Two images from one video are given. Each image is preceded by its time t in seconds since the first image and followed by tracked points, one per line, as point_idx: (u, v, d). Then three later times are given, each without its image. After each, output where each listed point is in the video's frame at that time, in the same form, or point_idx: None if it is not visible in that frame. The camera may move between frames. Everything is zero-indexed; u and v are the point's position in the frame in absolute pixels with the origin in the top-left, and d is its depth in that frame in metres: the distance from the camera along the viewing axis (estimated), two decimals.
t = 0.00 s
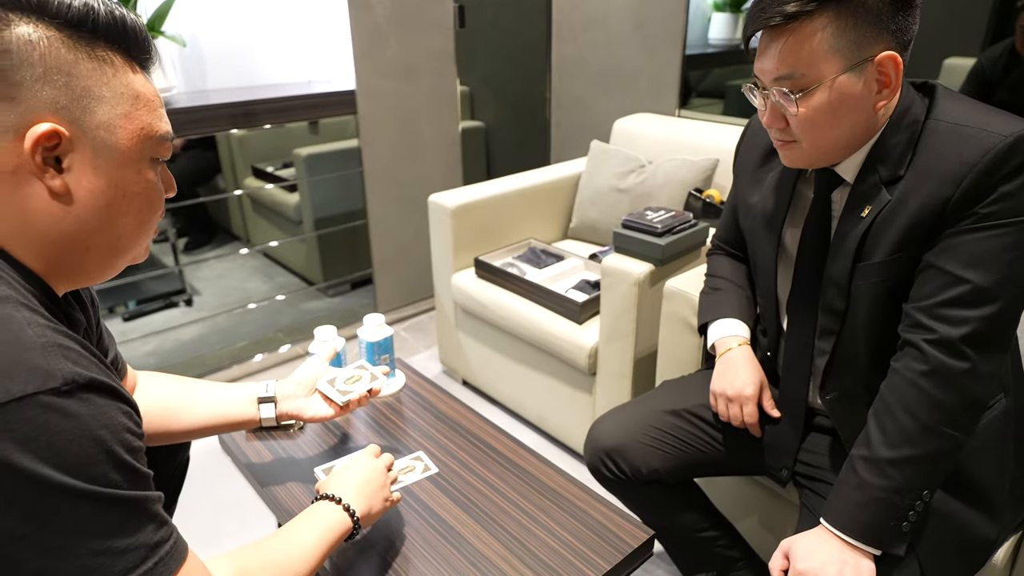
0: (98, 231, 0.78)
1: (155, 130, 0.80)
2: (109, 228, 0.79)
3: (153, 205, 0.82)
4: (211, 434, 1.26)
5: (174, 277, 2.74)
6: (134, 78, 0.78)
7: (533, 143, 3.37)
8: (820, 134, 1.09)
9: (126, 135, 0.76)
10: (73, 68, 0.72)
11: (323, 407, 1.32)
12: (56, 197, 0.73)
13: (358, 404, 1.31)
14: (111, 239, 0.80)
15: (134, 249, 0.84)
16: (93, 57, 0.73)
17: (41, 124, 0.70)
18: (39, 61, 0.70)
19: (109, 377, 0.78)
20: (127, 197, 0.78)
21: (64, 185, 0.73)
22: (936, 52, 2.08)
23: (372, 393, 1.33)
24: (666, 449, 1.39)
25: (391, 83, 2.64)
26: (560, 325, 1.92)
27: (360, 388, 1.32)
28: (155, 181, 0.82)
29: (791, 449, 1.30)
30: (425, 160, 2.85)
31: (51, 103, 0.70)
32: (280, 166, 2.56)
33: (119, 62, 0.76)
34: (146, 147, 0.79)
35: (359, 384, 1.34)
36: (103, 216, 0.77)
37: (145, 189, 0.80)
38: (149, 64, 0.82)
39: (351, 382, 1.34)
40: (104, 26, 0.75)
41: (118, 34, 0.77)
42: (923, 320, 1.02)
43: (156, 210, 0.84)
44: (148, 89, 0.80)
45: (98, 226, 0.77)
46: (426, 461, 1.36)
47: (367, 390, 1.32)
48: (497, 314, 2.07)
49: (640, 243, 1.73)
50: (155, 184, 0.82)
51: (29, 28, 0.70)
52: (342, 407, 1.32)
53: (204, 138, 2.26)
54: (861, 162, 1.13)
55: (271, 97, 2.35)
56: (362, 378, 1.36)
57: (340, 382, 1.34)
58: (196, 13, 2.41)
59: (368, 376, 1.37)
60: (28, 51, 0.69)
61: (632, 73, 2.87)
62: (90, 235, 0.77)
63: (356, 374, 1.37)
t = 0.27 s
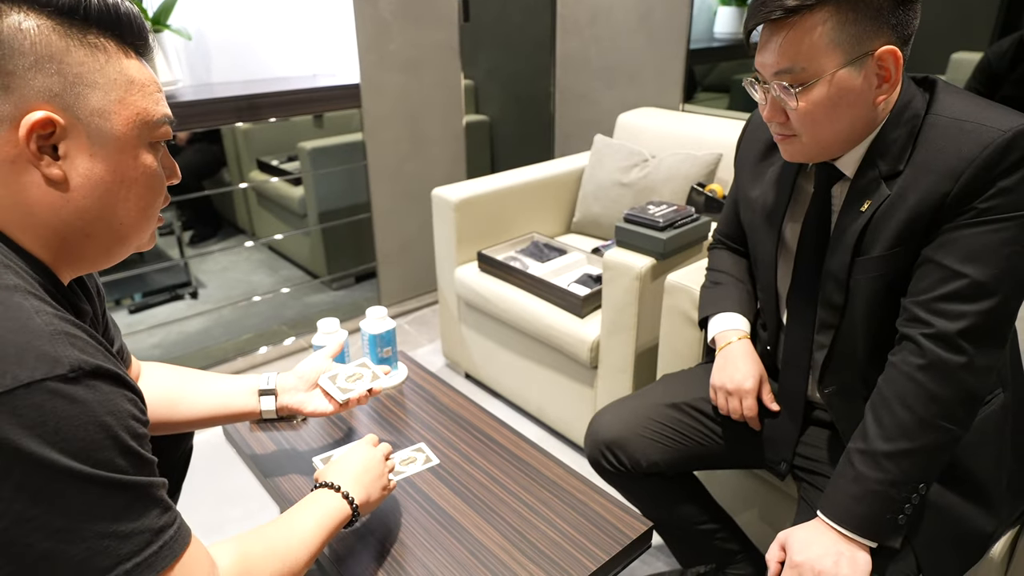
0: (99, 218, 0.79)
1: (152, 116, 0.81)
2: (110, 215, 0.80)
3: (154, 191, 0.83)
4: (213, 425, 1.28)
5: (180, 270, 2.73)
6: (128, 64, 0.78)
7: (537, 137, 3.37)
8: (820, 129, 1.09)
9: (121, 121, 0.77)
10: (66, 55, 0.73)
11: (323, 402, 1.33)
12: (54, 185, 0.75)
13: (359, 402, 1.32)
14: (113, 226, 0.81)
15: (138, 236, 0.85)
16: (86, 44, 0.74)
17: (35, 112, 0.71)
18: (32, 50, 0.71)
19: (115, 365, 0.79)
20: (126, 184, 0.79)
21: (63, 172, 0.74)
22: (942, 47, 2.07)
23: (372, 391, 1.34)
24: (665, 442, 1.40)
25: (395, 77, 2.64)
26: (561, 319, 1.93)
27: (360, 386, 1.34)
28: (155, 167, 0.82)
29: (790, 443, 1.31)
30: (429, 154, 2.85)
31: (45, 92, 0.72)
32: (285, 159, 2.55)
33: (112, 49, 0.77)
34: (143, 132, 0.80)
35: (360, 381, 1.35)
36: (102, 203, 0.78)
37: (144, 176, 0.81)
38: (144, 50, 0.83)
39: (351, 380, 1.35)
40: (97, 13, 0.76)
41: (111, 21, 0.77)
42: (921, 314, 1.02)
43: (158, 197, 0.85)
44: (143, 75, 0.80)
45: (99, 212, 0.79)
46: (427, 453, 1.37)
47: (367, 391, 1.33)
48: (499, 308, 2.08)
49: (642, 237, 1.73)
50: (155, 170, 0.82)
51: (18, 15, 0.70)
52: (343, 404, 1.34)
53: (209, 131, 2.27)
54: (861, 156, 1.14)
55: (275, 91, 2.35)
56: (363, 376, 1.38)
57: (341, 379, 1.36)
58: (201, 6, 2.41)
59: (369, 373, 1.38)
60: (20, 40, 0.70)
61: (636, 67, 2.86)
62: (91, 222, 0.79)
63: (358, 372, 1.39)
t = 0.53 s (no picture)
0: (94, 210, 0.79)
1: (143, 104, 0.80)
2: (106, 206, 0.80)
3: (151, 181, 0.83)
4: (214, 421, 1.28)
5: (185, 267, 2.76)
6: (113, 52, 0.78)
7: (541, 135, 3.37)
8: (821, 126, 1.09)
9: (110, 111, 0.77)
10: (50, 45, 0.72)
11: (322, 398, 1.34)
12: (45, 178, 0.75)
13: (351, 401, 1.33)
14: (110, 217, 0.81)
15: (138, 227, 0.85)
16: (69, 34, 0.74)
17: (22, 104, 0.71)
18: (16, 41, 0.71)
19: (118, 363, 0.80)
20: (120, 174, 0.79)
21: (54, 165, 0.75)
22: (948, 44, 2.06)
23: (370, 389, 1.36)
24: (666, 440, 1.40)
25: (399, 75, 2.65)
26: (564, 316, 1.93)
27: (359, 383, 1.35)
28: (150, 156, 0.82)
29: (792, 441, 1.31)
30: (432, 151, 2.86)
31: (30, 83, 0.72)
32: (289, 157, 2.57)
33: (96, 38, 0.76)
34: (134, 121, 0.79)
35: (359, 377, 1.37)
36: (97, 195, 0.78)
37: (139, 165, 0.81)
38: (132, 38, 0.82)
39: (351, 376, 1.36)
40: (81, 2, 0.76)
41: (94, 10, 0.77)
42: (921, 313, 1.02)
43: (157, 187, 0.85)
44: (130, 62, 0.80)
45: (93, 204, 0.79)
46: (429, 450, 1.38)
47: (366, 386, 1.35)
48: (502, 306, 2.09)
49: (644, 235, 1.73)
50: (150, 159, 0.82)
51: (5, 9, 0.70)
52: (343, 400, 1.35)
53: (214, 129, 2.28)
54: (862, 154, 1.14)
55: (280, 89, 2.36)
56: (361, 372, 1.39)
57: (340, 375, 1.37)
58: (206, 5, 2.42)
59: (368, 370, 1.40)
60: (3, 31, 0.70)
61: (640, 65, 2.86)
62: (86, 213, 0.79)
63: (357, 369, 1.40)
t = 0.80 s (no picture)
0: (90, 202, 0.79)
1: (134, 91, 0.79)
2: (103, 198, 0.79)
3: (148, 171, 0.82)
4: (216, 421, 1.29)
5: (187, 267, 2.78)
6: (100, 40, 0.77)
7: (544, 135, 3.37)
8: (829, 113, 1.08)
9: (100, 99, 0.76)
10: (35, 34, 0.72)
11: (326, 402, 1.34)
12: (38, 172, 0.74)
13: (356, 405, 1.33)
14: (107, 208, 0.80)
15: (139, 218, 0.84)
16: (54, 24, 0.73)
17: (11, 97, 0.71)
18: None
19: (119, 363, 0.81)
20: (114, 164, 0.78)
21: (47, 158, 0.74)
22: (952, 44, 2.06)
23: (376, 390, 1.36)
24: (667, 438, 1.40)
25: (402, 75, 2.65)
26: (566, 316, 1.93)
27: (363, 387, 1.35)
28: (146, 145, 0.81)
29: (793, 441, 1.31)
30: (435, 151, 2.86)
31: (17, 75, 0.71)
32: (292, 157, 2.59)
33: (81, 26, 0.76)
34: (126, 108, 0.78)
35: (364, 382, 1.37)
36: (92, 186, 0.78)
37: (134, 155, 0.80)
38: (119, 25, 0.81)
39: (355, 381, 1.36)
40: None
41: None
42: (923, 312, 1.02)
43: (156, 177, 0.84)
44: (119, 49, 0.79)
45: (89, 195, 0.78)
46: (431, 449, 1.38)
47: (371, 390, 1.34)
48: (505, 305, 2.09)
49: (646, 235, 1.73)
50: (147, 148, 0.81)
51: None
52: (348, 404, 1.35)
53: (217, 130, 2.29)
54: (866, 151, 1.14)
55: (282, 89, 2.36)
56: (365, 377, 1.39)
57: (344, 379, 1.37)
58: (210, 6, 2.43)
59: (373, 375, 1.39)
60: None
61: (643, 65, 2.86)
62: (83, 205, 0.78)
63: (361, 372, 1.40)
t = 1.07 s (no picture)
0: (98, 204, 0.79)
1: (145, 95, 0.80)
2: (110, 200, 0.79)
3: (155, 175, 0.83)
4: (222, 421, 1.29)
5: (193, 267, 2.75)
6: (113, 44, 0.78)
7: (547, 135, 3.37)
8: (832, 110, 1.08)
9: (109, 102, 0.76)
10: (47, 38, 0.72)
11: (333, 402, 1.34)
12: (46, 173, 0.75)
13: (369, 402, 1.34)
14: (114, 211, 0.80)
15: (146, 221, 0.84)
16: (67, 27, 0.74)
17: (22, 98, 0.72)
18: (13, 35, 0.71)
19: (127, 363, 0.81)
20: (122, 167, 0.79)
21: (55, 159, 0.75)
22: (956, 42, 2.05)
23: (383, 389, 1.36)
24: (672, 438, 1.40)
25: (405, 75, 2.66)
26: (570, 316, 1.93)
27: (371, 386, 1.35)
28: (154, 148, 0.81)
29: (798, 439, 1.31)
30: (438, 151, 2.86)
31: (28, 77, 0.72)
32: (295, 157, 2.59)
33: (95, 30, 0.76)
34: (135, 112, 0.79)
35: (371, 381, 1.37)
36: (99, 188, 0.78)
37: (141, 158, 0.80)
38: (134, 31, 0.82)
39: (362, 380, 1.37)
40: None
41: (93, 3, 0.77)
42: (928, 310, 1.02)
43: (162, 180, 0.84)
44: (132, 54, 0.79)
45: (96, 198, 0.78)
46: (434, 448, 1.38)
47: (379, 386, 1.35)
48: (508, 305, 2.09)
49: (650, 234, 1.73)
50: (154, 151, 0.82)
51: (6, 6, 0.71)
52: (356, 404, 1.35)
53: (220, 130, 2.29)
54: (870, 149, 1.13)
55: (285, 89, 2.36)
56: (372, 376, 1.39)
57: (351, 378, 1.37)
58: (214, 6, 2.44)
59: (378, 372, 1.40)
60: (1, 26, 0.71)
61: (646, 63, 2.86)
62: (90, 207, 0.79)
63: (367, 371, 1.40)
